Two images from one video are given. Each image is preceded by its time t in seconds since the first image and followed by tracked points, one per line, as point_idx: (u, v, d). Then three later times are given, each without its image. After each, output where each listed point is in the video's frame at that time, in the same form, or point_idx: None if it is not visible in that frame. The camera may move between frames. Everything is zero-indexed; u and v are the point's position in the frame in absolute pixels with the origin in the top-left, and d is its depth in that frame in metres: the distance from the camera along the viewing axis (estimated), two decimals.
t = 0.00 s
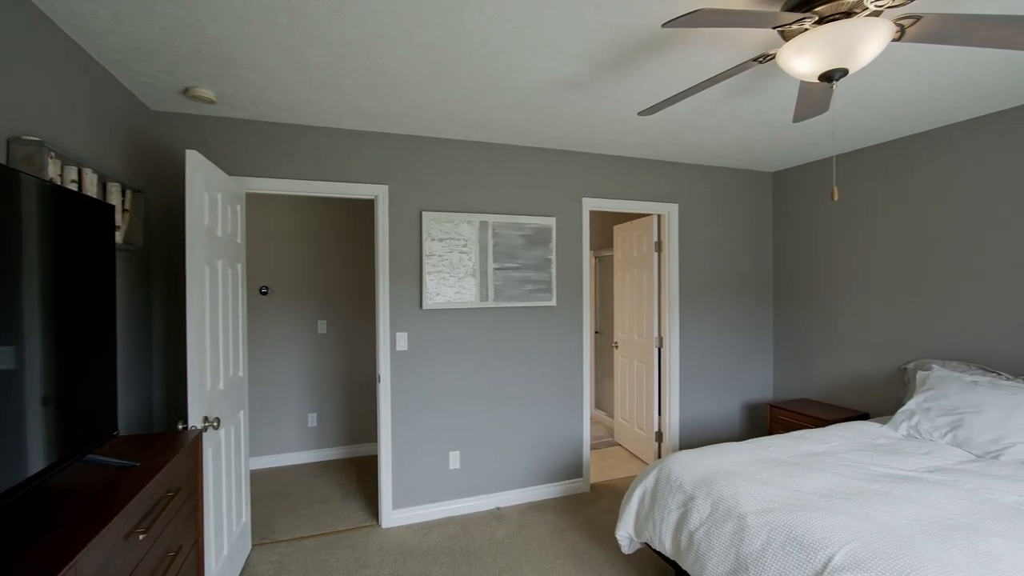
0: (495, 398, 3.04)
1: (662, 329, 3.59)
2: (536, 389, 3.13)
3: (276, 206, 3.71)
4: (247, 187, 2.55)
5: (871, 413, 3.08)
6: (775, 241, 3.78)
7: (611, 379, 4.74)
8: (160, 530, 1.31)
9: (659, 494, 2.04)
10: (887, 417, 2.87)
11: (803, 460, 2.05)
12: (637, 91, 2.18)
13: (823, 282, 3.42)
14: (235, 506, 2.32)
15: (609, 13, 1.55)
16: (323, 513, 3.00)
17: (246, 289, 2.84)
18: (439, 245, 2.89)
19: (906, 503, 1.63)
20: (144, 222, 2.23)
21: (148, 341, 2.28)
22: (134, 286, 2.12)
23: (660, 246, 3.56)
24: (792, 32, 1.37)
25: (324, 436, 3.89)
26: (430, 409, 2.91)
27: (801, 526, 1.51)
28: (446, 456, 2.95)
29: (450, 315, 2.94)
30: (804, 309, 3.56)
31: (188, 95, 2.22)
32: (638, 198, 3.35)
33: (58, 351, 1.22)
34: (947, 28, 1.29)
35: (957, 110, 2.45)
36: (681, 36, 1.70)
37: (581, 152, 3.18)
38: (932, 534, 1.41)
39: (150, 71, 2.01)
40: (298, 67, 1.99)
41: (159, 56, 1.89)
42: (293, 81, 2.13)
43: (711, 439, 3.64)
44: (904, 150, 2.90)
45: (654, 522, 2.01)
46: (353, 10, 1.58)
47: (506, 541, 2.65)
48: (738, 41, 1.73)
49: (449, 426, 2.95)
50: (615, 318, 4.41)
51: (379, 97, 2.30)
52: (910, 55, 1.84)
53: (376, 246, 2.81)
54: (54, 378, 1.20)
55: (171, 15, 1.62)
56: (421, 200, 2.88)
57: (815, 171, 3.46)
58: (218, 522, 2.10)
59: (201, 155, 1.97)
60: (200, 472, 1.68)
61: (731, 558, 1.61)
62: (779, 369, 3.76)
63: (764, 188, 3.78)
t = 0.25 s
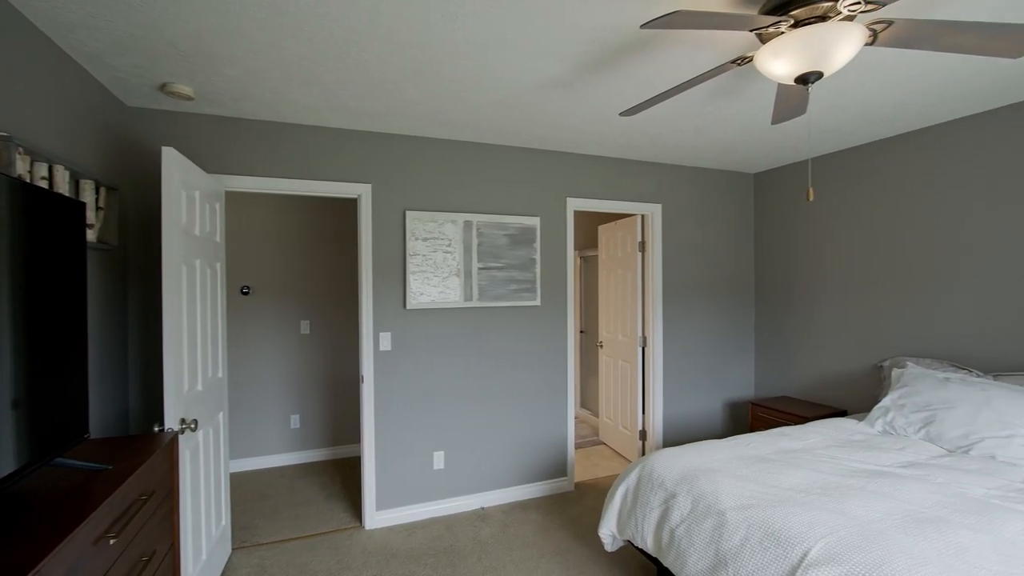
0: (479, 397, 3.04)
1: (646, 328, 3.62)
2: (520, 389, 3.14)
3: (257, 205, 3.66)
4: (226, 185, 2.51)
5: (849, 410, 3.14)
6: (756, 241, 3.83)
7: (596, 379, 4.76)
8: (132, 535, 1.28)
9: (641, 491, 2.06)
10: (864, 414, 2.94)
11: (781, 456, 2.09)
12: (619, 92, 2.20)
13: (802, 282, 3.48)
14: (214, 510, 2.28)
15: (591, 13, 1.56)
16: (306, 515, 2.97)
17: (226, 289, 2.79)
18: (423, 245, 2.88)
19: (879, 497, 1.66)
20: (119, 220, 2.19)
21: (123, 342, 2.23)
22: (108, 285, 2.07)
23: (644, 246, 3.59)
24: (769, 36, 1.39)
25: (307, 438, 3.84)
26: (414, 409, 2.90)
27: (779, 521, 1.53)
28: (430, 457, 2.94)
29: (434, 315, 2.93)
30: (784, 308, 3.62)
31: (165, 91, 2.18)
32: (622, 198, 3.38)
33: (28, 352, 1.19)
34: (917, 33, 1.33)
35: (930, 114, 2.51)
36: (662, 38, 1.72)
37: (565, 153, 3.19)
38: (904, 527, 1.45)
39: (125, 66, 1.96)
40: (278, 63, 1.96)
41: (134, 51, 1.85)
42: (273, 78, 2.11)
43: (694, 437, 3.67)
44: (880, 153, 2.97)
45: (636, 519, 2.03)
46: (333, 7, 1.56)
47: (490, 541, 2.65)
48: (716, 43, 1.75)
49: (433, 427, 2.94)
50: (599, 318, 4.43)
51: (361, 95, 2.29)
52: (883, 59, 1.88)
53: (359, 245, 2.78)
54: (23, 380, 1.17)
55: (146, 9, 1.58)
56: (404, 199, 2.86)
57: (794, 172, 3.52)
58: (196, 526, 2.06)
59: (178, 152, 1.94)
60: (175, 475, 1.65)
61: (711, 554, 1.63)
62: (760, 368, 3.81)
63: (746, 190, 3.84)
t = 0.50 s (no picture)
0: (464, 397, 3.03)
1: (630, 327, 3.64)
2: (505, 389, 3.14)
3: (238, 204, 3.60)
4: (205, 183, 2.47)
5: (827, 408, 3.20)
6: (738, 241, 3.89)
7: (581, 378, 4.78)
8: (103, 539, 1.25)
9: (623, 489, 2.07)
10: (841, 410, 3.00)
11: (760, 453, 2.12)
12: (602, 93, 2.21)
13: (782, 281, 3.54)
14: (192, 513, 2.24)
15: (572, 13, 1.57)
16: (287, 518, 2.93)
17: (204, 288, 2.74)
18: (407, 244, 2.86)
19: (854, 492, 1.70)
20: (93, 218, 2.14)
21: (97, 343, 2.18)
22: (81, 285, 2.02)
23: (628, 246, 3.62)
24: (747, 38, 1.41)
25: (289, 439, 3.79)
26: (398, 410, 2.88)
27: (757, 517, 1.55)
28: (414, 457, 2.92)
29: (418, 315, 2.92)
30: (765, 307, 3.68)
31: (141, 86, 2.13)
32: (606, 199, 3.40)
33: None
34: (888, 38, 1.36)
35: (904, 118, 2.57)
36: (643, 39, 1.73)
37: (549, 153, 3.20)
38: (877, 521, 1.48)
39: (98, 61, 1.92)
40: (257, 59, 1.93)
41: (108, 45, 1.81)
42: (253, 74, 2.08)
43: (677, 435, 3.71)
44: (857, 155, 3.03)
45: (618, 517, 2.04)
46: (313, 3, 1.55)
47: (474, 541, 2.64)
48: (696, 45, 1.77)
49: (417, 427, 2.93)
50: (584, 317, 4.45)
51: (343, 93, 2.26)
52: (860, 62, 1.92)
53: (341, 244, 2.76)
54: None
55: (119, 2, 1.55)
56: (388, 198, 2.84)
57: (775, 174, 3.57)
58: (173, 529, 2.02)
59: (154, 149, 1.90)
60: (150, 477, 1.62)
61: (691, 550, 1.65)
62: (742, 367, 3.87)
63: (728, 190, 3.89)
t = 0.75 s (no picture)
0: (448, 397, 3.02)
1: (614, 327, 3.66)
2: (489, 388, 3.13)
3: (218, 202, 3.55)
4: (183, 180, 2.42)
5: (806, 405, 3.26)
6: (720, 241, 3.94)
7: (566, 377, 4.80)
8: (72, 543, 1.22)
9: (605, 487, 2.08)
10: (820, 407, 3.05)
11: (741, 450, 2.15)
12: (585, 92, 2.22)
13: (763, 281, 3.59)
14: (169, 517, 2.20)
15: (555, 12, 1.57)
16: (269, 520, 2.89)
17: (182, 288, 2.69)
18: (390, 243, 2.84)
19: (830, 487, 1.73)
20: (66, 215, 2.08)
21: (70, 342, 2.12)
22: (53, 284, 1.97)
23: (612, 245, 3.64)
24: (726, 40, 1.43)
25: (271, 441, 3.74)
26: (381, 410, 2.86)
27: (735, 512, 1.57)
28: (397, 457, 2.90)
29: (402, 314, 2.90)
30: (746, 306, 3.73)
31: (117, 81, 2.09)
32: (590, 198, 3.41)
33: None
34: (862, 41, 1.38)
35: (880, 120, 2.63)
36: (624, 40, 1.75)
37: (534, 152, 3.21)
38: (851, 514, 1.51)
39: (71, 54, 1.87)
40: (237, 55, 1.91)
41: (81, 38, 1.77)
42: (232, 70, 2.04)
43: (660, 433, 3.74)
44: (835, 156, 3.09)
45: (600, 515, 2.05)
46: None
47: (458, 541, 2.64)
48: (677, 46, 1.79)
49: (400, 427, 2.91)
50: (569, 316, 4.46)
51: (325, 90, 2.24)
52: (836, 65, 1.95)
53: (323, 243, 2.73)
54: None
55: None
56: (371, 196, 2.82)
57: (756, 174, 3.63)
58: (149, 533, 1.98)
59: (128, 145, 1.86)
60: (123, 480, 1.58)
61: (671, 546, 1.66)
62: (724, 365, 3.91)
63: (710, 191, 3.93)
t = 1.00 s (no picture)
0: (432, 396, 3.01)
1: (598, 326, 3.68)
2: (474, 388, 3.13)
3: (198, 200, 3.49)
4: (160, 177, 2.37)
5: (786, 402, 3.31)
6: (703, 241, 3.98)
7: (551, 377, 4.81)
8: (40, 548, 1.19)
9: (588, 485, 2.09)
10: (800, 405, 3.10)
11: (722, 447, 2.17)
12: (568, 92, 2.23)
13: (745, 280, 3.64)
14: (145, 521, 2.15)
15: (536, 12, 1.58)
16: (250, 523, 2.85)
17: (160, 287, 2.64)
18: (373, 242, 2.82)
19: (808, 482, 1.76)
20: (37, 212, 2.03)
21: (42, 343, 2.07)
22: (24, 283, 1.92)
23: (596, 245, 3.66)
24: (704, 41, 1.45)
25: (253, 443, 3.69)
26: (364, 410, 2.84)
27: (715, 508, 1.59)
28: (381, 458, 2.88)
29: (385, 314, 2.88)
30: (728, 305, 3.78)
31: (90, 76, 2.04)
32: (575, 198, 3.43)
33: None
34: (836, 44, 1.41)
35: (857, 122, 2.68)
36: (606, 40, 1.76)
37: (518, 152, 3.21)
38: (827, 509, 1.54)
39: (42, 47, 1.83)
40: (215, 50, 1.88)
41: (51, 31, 1.72)
42: (210, 66, 2.01)
43: (644, 431, 3.78)
44: (814, 158, 3.15)
45: (583, 513, 2.06)
46: None
47: (442, 541, 2.63)
48: (658, 47, 1.81)
49: (384, 427, 2.89)
50: (554, 316, 4.48)
51: (306, 87, 2.22)
52: (815, 67, 1.98)
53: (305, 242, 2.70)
54: None
55: None
56: (354, 195, 2.80)
57: (737, 175, 3.68)
58: (124, 538, 1.94)
59: (102, 141, 1.82)
60: (94, 484, 1.54)
61: (652, 542, 1.68)
62: (707, 363, 3.96)
63: (693, 191, 3.98)
